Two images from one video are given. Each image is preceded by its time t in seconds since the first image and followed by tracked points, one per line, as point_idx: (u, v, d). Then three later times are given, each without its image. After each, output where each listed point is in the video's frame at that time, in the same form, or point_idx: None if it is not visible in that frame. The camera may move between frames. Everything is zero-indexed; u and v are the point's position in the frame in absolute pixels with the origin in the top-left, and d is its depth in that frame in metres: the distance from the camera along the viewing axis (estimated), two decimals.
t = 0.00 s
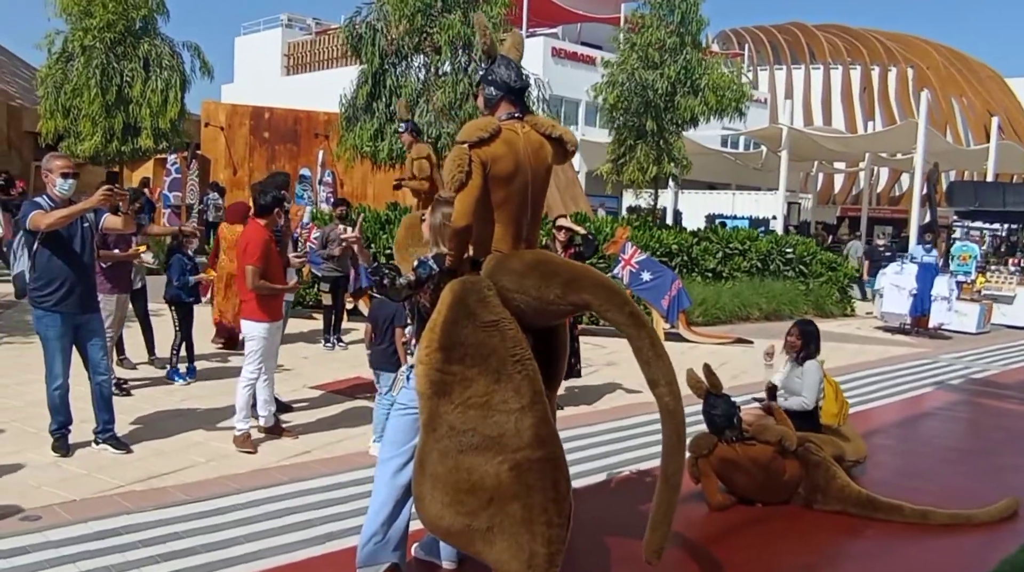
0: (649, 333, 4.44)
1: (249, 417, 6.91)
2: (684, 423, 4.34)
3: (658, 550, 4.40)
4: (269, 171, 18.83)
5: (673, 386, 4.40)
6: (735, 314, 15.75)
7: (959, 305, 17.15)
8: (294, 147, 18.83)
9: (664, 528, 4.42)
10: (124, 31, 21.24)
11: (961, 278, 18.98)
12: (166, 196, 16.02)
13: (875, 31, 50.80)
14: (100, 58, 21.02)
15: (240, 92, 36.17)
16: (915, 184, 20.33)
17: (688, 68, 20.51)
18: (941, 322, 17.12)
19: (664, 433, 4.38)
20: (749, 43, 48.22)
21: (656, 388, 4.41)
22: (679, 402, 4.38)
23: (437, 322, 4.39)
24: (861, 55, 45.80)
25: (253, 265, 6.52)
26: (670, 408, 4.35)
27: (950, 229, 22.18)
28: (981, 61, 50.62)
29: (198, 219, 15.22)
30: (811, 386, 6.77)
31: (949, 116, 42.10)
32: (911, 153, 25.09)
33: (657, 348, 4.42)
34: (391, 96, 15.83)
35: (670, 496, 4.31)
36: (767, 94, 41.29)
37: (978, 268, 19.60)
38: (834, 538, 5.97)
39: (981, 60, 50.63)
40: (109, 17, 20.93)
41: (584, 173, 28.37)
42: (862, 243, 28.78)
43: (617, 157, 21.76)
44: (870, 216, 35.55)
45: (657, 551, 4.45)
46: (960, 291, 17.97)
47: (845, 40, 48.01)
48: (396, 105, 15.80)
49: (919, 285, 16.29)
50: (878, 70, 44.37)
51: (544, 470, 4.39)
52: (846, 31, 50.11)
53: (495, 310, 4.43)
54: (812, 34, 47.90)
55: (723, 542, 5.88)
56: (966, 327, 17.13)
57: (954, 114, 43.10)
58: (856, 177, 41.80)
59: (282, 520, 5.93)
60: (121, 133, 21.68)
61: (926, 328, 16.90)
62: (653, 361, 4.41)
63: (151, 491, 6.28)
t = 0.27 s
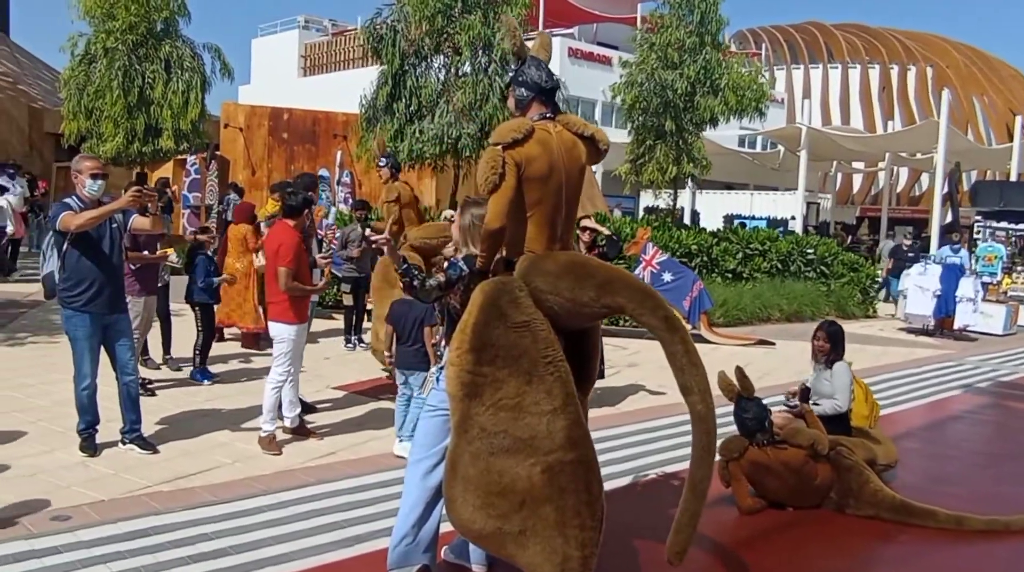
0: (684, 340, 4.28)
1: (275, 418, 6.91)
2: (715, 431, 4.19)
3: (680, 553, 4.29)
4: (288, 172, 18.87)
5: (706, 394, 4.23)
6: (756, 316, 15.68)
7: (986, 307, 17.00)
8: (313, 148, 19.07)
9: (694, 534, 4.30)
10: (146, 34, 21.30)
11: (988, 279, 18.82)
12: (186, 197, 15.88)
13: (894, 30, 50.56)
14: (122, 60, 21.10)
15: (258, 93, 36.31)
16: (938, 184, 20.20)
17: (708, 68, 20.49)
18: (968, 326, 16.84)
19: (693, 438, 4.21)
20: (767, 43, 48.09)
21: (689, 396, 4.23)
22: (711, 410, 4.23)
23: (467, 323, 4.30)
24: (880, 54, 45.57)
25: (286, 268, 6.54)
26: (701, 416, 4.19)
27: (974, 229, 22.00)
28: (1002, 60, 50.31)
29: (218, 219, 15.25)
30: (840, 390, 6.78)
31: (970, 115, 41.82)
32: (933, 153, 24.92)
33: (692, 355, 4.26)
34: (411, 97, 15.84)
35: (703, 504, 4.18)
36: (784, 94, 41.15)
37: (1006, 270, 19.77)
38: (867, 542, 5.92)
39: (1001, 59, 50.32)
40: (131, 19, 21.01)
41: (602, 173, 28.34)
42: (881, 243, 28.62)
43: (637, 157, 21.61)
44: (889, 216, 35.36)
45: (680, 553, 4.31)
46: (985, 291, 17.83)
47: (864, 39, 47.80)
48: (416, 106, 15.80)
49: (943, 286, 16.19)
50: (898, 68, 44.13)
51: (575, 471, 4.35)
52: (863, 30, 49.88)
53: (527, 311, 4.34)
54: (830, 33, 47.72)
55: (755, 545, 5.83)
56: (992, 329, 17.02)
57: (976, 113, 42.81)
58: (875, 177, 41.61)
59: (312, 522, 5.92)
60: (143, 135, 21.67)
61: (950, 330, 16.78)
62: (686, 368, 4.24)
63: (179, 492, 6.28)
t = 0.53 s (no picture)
0: (721, 340, 4.12)
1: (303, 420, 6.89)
2: (754, 432, 4.03)
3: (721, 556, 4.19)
4: (308, 173, 18.89)
5: (744, 394, 4.06)
6: (780, 316, 15.56)
7: (1016, 307, 16.96)
8: (333, 149, 18.97)
9: (735, 537, 4.19)
10: (169, 37, 21.38)
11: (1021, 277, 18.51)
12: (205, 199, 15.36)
13: (917, 26, 50.16)
14: (145, 63, 21.18)
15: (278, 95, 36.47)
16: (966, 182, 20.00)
17: (731, 66, 20.38)
18: (997, 324, 16.85)
19: (732, 439, 4.09)
20: (788, 40, 47.86)
21: (726, 396, 4.06)
22: (751, 412, 4.07)
23: (498, 324, 4.27)
24: (904, 50, 45.21)
25: (317, 271, 6.57)
26: (740, 418, 4.04)
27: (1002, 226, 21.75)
28: None
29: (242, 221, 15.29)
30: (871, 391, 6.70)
31: (995, 112, 41.40)
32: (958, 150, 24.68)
33: (729, 355, 4.10)
34: (433, 97, 15.81)
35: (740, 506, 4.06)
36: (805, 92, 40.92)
37: None
38: (903, 546, 5.83)
39: None
40: (154, 23, 21.09)
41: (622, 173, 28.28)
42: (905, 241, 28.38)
43: (660, 155, 21.49)
44: (914, 215, 35.06)
45: (721, 557, 4.21)
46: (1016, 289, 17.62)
47: (887, 36, 47.47)
48: (438, 107, 15.76)
49: (971, 285, 16.02)
50: (921, 65, 43.78)
51: (609, 473, 4.24)
52: (885, 26, 49.53)
53: (559, 311, 4.28)
54: (852, 29, 47.42)
55: (790, 548, 5.74)
56: None
57: (1002, 108, 42.37)
58: (899, 174, 41.31)
59: (341, 524, 5.88)
60: (165, 138, 21.77)
61: (979, 329, 16.60)
62: (722, 368, 4.07)
63: (208, 493, 6.26)
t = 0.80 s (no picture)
0: (751, 339, 4.16)
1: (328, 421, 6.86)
2: (787, 431, 4.09)
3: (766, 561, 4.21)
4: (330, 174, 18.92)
5: (775, 394, 4.12)
6: (804, 316, 15.46)
7: None
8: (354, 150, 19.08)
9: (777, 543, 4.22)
10: (191, 39, 21.48)
11: None
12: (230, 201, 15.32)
13: (940, 24, 49.76)
14: (168, 66, 21.33)
15: (298, 97, 36.58)
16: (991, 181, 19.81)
17: (753, 65, 20.30)
18: None
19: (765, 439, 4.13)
20: (809, 39, 47.64)
21: (757, 396, 4.11)
22: (781, 411, 4.13)
23: (527, 325, 4.21)
24: (927, 48, 44.87)
25: (345, 273, 6.60)
26: (773, 418, 4.10)
27: None
28: None
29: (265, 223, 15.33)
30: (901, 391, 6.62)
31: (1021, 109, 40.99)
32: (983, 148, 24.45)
33: (759, 355, 4.14)
34: (455, 97, 15.80)
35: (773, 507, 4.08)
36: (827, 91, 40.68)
37: None
38: (934, 549, 5.75)
39: None
40: (177, 26, 21.19)
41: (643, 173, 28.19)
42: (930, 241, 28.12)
43: (681, 155, 21.40)
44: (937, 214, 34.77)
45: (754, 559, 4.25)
46: None
47: (910, 33, 47.13)
48: (459, 108, 15.74)
49: (998, 284, 15.86)
50: (945, 62, 43.43)
51: (638, 474, 4.21)
52: (909, 24, 49.11)
53: (588, 311, 4.24)
54: (874, 27, 47.13)
55: (820, 551, 5.68)
56: None
57: None
58: (922, 173, 40.99)
59: (368, 525, 5.87)
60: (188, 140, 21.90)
61: (1006, 329, 16.43)
62: (754, 368, 4.11)
63: (235, 494, 6.27)
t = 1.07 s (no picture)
0: (778, 344, 4.08)
1: (353, 424, 6.84)
2: (813, 436, 4.02)
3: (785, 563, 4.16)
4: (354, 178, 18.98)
5: (801, 398, 4.04)
6: (832, 318, 15.31)
7: None
8: (378, 154, 19.13)
9: (796, 549, 4.17)
10: (216, 46, 21.68)
11: None
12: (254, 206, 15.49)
13: (970, 22, 49.21)
14: (194, 73, 21.42)
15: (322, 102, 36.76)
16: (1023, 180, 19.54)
17: (778, 66, 20.18)
18: None
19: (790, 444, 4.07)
20: (835, 38, 47.29)
21: (783, 400, 4.04)
22: (809, 416, 4.05)
23: (552, 328, 4.19)
24: (955, 47, 44.37)
25: (372, 276, 6.61)
26: (798, 422, 4.02)
27: None
28: None
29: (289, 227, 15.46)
30: (930, 393, 6.52)
31: None
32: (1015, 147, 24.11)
33: (785, 359, 4.07)
34: (478, 101, 15.80)
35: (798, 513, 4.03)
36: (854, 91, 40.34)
37: None
38: (967, 554, 5.65)
39: None
40: (202, 32, 21.38)
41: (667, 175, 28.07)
42: (961, 241, 27.76)
43: (706, 158, 21.25)
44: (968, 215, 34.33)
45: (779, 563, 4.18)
46: None
47: (938, 32, 46.64)
48: (482, 111, 15.73)
49: None
50: (974, 61, 42.94)
51: (665, 479, 4.16)
52: (938, 22, 48.57)
53: (613, 313, 4.19)
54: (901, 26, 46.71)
55: (849, 556, 5.60)
56: None
57: None
58: (952, 174, 40.51)
59: (393, 528, 5.85)
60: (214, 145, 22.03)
61: None
62: (780, 373, 4.04)
63: (262, 496, 6.29)
